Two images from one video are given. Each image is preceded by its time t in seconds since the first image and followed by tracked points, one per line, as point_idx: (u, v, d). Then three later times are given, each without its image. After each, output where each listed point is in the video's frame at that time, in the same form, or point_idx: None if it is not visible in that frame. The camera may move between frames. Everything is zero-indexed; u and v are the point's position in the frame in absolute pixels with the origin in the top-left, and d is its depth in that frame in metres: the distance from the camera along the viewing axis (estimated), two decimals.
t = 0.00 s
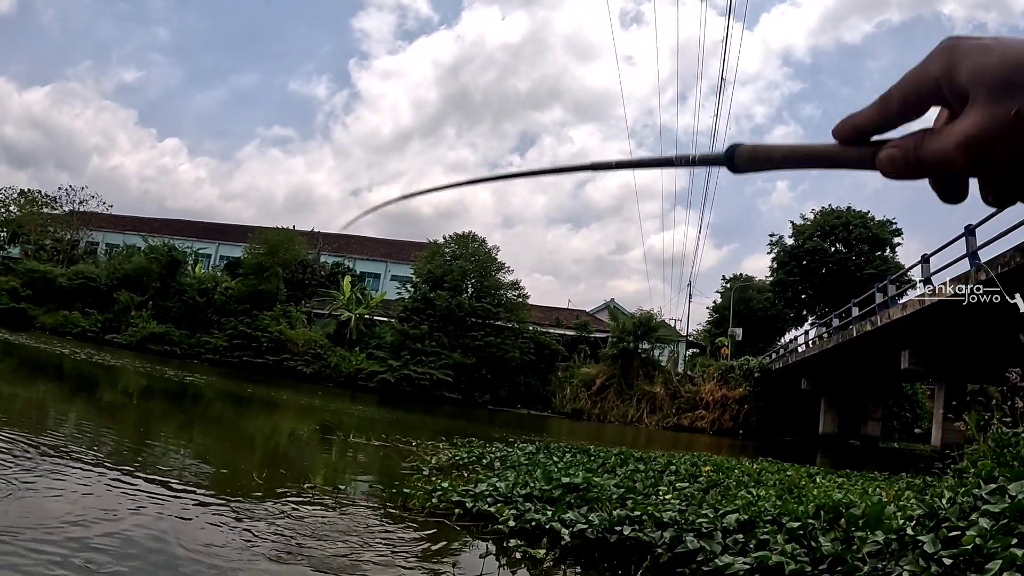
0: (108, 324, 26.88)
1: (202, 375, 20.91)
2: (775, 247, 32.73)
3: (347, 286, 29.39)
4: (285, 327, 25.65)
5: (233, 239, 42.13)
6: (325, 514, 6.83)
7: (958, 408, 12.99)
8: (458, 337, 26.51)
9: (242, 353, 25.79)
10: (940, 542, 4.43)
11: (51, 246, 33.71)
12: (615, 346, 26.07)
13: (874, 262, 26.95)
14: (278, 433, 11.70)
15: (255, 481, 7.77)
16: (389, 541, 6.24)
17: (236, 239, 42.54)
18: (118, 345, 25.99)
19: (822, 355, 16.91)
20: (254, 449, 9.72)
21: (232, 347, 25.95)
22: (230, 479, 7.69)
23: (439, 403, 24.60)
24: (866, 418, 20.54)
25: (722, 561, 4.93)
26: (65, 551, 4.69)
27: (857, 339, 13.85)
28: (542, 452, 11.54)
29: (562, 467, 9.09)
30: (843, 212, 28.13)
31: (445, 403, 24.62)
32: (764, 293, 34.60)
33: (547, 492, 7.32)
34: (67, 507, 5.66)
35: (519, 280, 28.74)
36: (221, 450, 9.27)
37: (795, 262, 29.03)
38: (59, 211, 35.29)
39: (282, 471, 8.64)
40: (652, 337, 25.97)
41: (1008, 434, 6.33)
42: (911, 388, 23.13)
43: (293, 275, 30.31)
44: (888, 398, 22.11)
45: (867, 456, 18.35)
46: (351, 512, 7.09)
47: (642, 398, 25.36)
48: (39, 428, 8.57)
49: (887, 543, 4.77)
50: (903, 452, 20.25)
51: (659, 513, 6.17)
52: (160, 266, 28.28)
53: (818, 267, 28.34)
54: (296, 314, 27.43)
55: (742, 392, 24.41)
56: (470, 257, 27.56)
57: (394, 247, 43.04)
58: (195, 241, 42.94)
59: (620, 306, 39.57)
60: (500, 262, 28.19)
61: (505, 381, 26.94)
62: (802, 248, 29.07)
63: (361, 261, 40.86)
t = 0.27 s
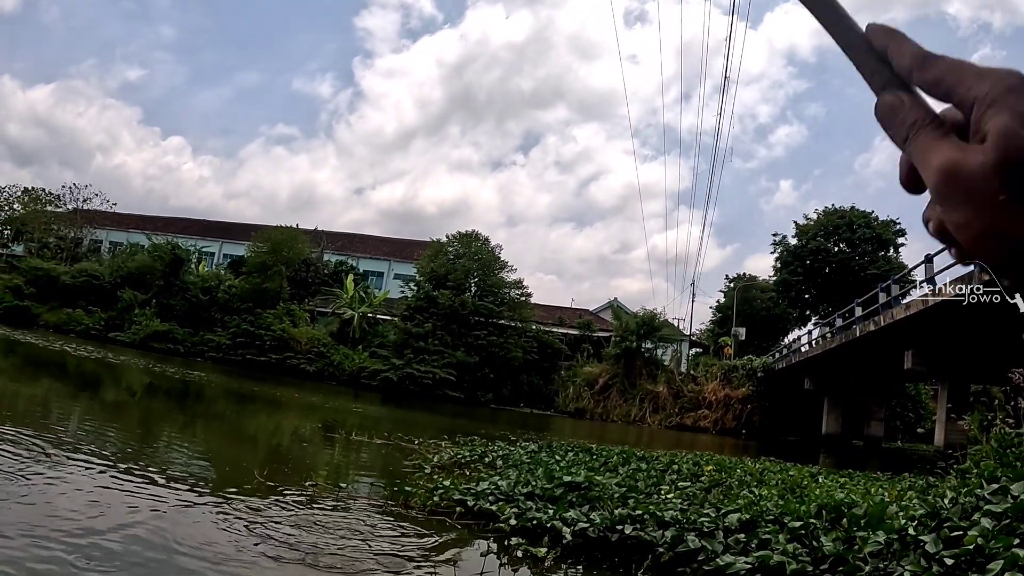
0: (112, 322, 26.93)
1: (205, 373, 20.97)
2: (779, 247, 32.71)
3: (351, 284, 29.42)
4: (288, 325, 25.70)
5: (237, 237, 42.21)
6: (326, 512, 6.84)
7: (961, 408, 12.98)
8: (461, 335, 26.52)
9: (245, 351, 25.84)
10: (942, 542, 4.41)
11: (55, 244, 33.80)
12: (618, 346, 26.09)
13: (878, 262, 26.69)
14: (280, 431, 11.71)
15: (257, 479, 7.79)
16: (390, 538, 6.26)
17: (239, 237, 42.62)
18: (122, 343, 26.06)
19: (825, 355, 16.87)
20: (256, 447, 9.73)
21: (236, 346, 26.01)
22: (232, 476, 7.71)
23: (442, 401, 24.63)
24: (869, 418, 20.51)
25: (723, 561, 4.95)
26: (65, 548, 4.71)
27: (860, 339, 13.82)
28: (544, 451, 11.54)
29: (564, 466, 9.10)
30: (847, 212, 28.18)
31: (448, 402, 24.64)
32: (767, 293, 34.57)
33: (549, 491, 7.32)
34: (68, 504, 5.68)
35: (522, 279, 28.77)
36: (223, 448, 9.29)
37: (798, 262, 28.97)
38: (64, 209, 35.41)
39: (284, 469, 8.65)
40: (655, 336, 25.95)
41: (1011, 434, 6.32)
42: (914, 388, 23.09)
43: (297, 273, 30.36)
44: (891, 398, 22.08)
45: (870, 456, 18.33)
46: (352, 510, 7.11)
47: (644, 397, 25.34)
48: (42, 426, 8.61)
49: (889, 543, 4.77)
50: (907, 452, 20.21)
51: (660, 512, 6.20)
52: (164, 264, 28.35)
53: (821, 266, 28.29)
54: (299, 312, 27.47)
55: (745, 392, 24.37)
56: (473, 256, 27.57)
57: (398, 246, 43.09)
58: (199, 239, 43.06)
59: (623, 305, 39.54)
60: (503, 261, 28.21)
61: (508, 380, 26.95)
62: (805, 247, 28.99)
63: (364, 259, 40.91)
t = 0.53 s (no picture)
0: (115, 320, 27.01)
1: (209, 371, 21.03)
2: (782, 245, 32.65)
3: (354, 282, 29.47)
4: (292, 323, 25.74)
5: (240, 235, 42.28)
6: (331, 511, 6.85)
7: (965, 408, 12.95)
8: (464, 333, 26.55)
9: (248, 349, 25.91)
10: (945, 543, 4.42)
11: (58, 241, 33.88)
12: (622, 345, 26.09)
13: (883, 261, 27.08)
14: (283, 429, 11.73)
15: (261, 477, 7.81)
16: (394, 537, 6.28)
17: (243, 235, 42.69)
18: (125, 341, 26.13)
19: (829, 355, 16.84)
20: (259, 445, 9.76)
21: (239, 344, 26.07)
22: (237, 475, 7.74)
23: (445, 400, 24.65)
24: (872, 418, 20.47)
25: (727, 560, 4.95)
26: (70, 546, 4.73)
27: (864, 339, 13.79)
28: (548, 450, 11.52)
29: (567, 465, 9.10)
30: (851, 212, 28.63)
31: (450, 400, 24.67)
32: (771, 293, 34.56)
33: (553, 490, 7.33)
34: (74, 502, 5.71)
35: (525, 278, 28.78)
36: (226, 445, 9.30)
37: (802, 261, 28.91)
38: (67, 207, 35.50)
39: (288, 466, 8.66)
40: (658, 335, 25.94)
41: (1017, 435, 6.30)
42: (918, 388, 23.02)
43: (300, 272, 30.42)
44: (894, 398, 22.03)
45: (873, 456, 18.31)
46: (357, 508, 7.14)
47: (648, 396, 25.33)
48: (45, 423, 8.62)
49: (893, 544, 4.76)
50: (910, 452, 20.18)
51: (664, 511, 6.22)
52: (167, 262, 28.42)
53: (825, 266, 28.24)
54: (302, 310, 27.51)
55: (748, 391, 24.35)
56: (477, 255, 27.58)
57: (401, 245, 43.14)
58: (203, 238, 43.14)
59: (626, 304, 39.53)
60: (506, 259, 28.22)
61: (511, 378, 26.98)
62: (809, 247, 28.95)
63: (368, 258, 40.97)
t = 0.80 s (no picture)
0: (117, 318, 27.06)
1: (211, 369, 21.07)
2: (784, 244, 32.62)
3: (356, 280, 29.48)
4: (293, 321, 25.76)
5: (242, 233, 42.32)
6: (333, 509, 6.85)
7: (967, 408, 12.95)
8: (466, 332, 26.56)
9: (250, 347, 25.94)
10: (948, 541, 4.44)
11: (60, 239, 33.93)
12: (623, 343, 26.11)
13: (885, 261, 27.11)
14: (286, 427, 11.76)
15: (263, 476, 7.83)
16: (397, 535, 6.29)
17: (245, 234, 42.73)
18: (127, 339, 26.18)
19: (830, 353, 16.84)
20: (262, 443, 9.80)
21: (241, 342, 26.11)
22: (239, 473, 7.76)
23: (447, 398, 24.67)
24: (874, 417, 20.45)
25: (729, 559, 4.99)
26: (75, 544, 4.74)
27: (866, 337, 13.78)
28: (549, 448, 11.55)
29: (569, 463, 9.13)
30: (853, 211, 28.62)
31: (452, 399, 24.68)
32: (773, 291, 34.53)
33: (556, 487, 7.36)
34: (77, 500, 5.72)
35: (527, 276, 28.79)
36: (228, 443, 9.32)
37: (804, 260, 28.89)
38: (69, 205, 35.55)
39: (290, 465, 8.68)
40: (660, 334, 25.93)
41: (1018, 433, 6.31)
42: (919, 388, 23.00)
43: (302, 270, 30.46)
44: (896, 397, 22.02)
45: (875, 455, 18.29)
46: (359, 507, 7.15)
47: (649, 395, 25.33)
48: (47, 421, 8.62)
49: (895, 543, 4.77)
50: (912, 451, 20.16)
51: (666, 510, 6.24)
52: (169, 260, 28.46)
53: (827, 264, 28.21)
54: (304, 308, 27.53)
55: (750, 390, 24.34)
56: (479, 253, 27.59)
57: (403, 243, 43.16)
58: (204, 236, 43.18)
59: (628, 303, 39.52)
60: (508, 257, 28.23)
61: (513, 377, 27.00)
62: (811, 246, 28.94)
63: (370, 256, 40.99)
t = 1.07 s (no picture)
0: (120, 316, 27.12)
1: (213, 367, 21.12)
2: (787, 243, 32.58)
3: (358, 278, 29.51)
4: (296, 320, 25.79)
5: (244, 231, 42.36)
6: (336, 508, 6.86)
7: (969, 406, 12.93)
8: (468, 330, 26.60)
9: (252, 345, 26.00)
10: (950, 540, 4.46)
11: (63, 237, 33.98)
12: (626, 342, 26.11)
13: (887, 259, 27.06)
14: (288, 425, 11.78)
15: (265, 474, 7.85)
16: (398, 533, 6.32)
17: (247, 232, 42.76)
18: (130, 337, 26.24)
19: (832, 352, 16.83)
20: (264, 440, 9.82)
21: (243, 340, 26.16)
22: (242, 471, 7.79)
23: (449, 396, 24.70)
24: (876, 416, 20.43)
25: (731, 557, 5.01)
26: (78, 543, 4.75)
27: (868, 336, 13.77)
28: (552, 446, 11.55)
29: (570, 462, 9.13)
30: (855, 209, 28.57)
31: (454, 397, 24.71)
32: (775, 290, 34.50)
33: (557, 486, 7.37)
34: (80, 499, 5.73)
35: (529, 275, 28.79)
36: (230, 441, 9.35)
37: (806, 259, 28.85)
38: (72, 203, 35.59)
39: (292, 463, 8.71)
40: (662, 333, 25.92)
41: (1020, 433, 6.31)
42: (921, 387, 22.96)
43: (304, 268, 30.50)
44: (898, 397, 22.00)
45: (877, 454, 18.27)
46: (361, 505, 7.18)
47: (652, 393, 25.33)
48: (49, 419, 8.64)
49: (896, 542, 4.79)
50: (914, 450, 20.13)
51: (668, 508, 6.25)
52: (172, 258, 28.50)
53: (829, 263, 28.18)
54: (306, 306, 27.56)
55: (752, 389, 24.33)
56: (481, 251, 27.59)
57: (405, 241, 43.17)
58: (207, 234, 43.23)
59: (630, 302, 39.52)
60: (510, 256, 28.24)
61: (515, 375, 27.04)
62: (813, 244, 28.90)
63: (372, 254, 41.01)
